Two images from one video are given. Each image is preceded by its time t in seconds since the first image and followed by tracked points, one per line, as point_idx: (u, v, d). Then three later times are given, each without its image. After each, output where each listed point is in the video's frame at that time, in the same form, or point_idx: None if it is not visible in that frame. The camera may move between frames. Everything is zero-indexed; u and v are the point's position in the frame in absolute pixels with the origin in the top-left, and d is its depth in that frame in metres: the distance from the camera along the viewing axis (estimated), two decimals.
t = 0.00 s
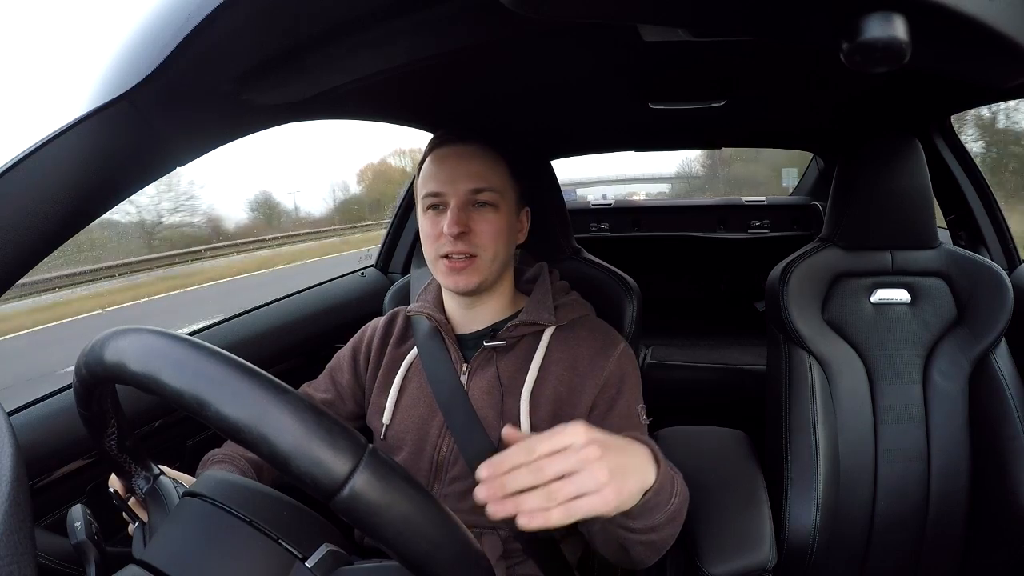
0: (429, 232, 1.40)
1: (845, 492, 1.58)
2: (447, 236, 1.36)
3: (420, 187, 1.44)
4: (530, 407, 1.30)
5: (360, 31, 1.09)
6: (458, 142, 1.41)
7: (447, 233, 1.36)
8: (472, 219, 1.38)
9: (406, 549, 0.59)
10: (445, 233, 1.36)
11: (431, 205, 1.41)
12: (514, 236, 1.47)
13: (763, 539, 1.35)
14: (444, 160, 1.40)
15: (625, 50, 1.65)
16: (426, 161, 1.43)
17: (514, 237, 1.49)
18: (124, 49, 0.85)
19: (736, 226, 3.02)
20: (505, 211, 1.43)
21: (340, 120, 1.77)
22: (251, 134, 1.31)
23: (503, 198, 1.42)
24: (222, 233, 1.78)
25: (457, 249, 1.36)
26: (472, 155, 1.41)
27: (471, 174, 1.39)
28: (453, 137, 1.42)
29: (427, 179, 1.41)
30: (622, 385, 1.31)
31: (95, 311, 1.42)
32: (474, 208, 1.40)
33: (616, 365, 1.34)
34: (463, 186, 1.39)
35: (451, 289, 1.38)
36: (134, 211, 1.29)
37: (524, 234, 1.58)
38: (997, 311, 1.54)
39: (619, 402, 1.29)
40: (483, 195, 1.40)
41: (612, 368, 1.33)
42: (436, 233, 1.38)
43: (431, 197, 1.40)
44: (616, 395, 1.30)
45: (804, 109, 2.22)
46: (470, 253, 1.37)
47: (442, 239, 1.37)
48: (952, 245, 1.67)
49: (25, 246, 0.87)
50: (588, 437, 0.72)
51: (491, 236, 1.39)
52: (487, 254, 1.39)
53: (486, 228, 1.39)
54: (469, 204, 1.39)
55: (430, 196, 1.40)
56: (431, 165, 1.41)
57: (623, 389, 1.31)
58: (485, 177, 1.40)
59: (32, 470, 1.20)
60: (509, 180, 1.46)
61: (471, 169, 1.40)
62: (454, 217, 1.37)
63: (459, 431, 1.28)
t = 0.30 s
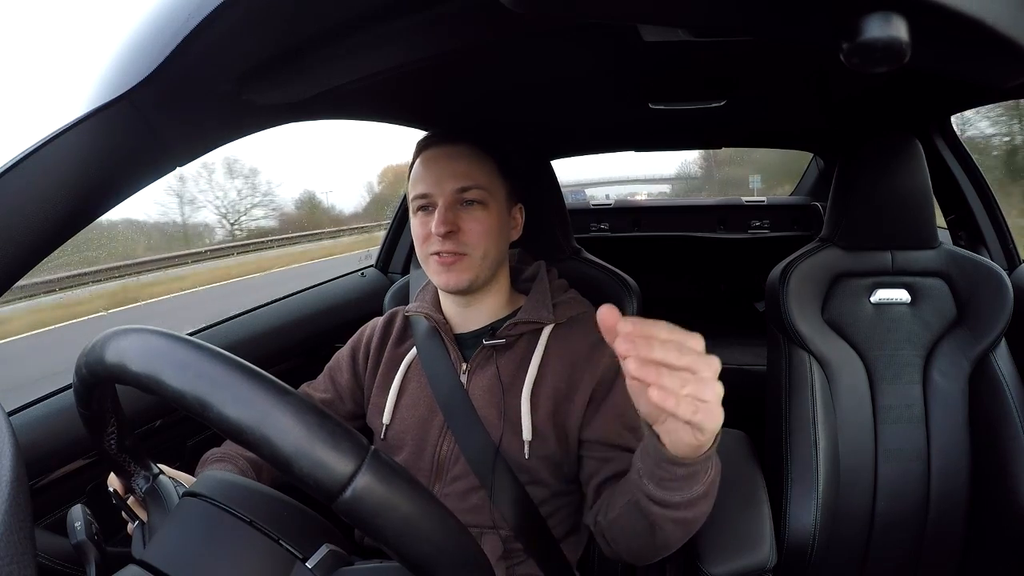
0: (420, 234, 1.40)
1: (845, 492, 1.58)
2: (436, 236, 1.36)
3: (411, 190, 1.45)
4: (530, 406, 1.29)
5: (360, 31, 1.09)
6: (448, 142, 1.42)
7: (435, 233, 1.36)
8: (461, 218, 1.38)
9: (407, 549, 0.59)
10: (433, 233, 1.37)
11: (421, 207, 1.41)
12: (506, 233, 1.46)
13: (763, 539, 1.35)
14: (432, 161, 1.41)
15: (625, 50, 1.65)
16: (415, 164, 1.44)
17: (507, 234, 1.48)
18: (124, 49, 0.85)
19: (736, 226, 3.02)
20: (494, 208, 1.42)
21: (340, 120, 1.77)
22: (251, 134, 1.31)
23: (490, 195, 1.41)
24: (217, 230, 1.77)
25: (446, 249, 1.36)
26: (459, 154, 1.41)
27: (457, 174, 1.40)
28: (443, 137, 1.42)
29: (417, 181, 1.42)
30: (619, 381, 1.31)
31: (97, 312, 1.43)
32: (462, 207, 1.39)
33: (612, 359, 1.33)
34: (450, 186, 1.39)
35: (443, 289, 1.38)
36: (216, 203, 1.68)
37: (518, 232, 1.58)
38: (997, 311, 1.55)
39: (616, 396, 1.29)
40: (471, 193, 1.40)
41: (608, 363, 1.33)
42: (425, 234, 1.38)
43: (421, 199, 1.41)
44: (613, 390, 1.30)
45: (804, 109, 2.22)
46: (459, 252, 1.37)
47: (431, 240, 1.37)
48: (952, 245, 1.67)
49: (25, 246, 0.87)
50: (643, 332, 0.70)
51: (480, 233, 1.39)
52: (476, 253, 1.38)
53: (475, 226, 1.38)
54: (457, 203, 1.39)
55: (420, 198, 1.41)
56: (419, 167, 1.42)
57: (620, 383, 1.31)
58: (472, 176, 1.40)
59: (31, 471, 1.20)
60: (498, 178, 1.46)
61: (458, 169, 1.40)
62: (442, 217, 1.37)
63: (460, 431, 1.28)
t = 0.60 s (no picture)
0: (421, 232, 1.40)
1: (845, 492, 1.58)
2: (437, 234, 1.36)
3: (413, 188, 1.44)
4: (529, 407, 1.29)
5: (359, 31, 1.09)
6: (450, 142, 1.42)
7: (436, 231, 1.36)
8: (462, 217, 1.38)
9: (407, 550, 0.59)
10: (435, 231, 1.36)
11: (422, 205, 1.41)
12: (507, 233, 1.46)
13: (763, 539, 1.35)
14: (435, 160, 1.41)
15: (624, 50, 1.65)
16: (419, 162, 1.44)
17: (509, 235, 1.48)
18: (123, 48, 0.85)
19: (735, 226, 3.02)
20: (495, 208, 1.42)
21: (341, 120, 1.77)
22: (251, 134, 1.31)
23: (492, 195, 1.41)
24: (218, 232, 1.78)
25: (447, 248, 1.36)
26: (462, 153, 1.41)
27: (460, 173, 1.39)
28: (447, 137, 1.42)
29: (419, 180, 1.42)
30: (616, 385, 1.31)
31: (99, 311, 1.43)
32: (464, 206, 1.39)
33: (610, 362, 1.33)
34: (452, 184, 1.39)
35: (443, 287, 1.37)
36: (283, 198, 1.97)
37: (519, 233, 1.58)
38: (997, 311, 1.55)
39: (613, 401, 1.29)
40: (472, 192, 1.40)
41: (605, 367, 1.33)
42: (427, 232, 1.38)
43: (422, 197, 1.41)
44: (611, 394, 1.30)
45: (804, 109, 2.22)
46: (460, 251, 1.36)
47: (432, 238, 1.37)
48: (952, 245, 1.67)
49: (25, 246, 0.87)
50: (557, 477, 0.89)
51: (480, 232, 1.38)
52: (477, 252, 1.38)
53: (476, 225, 1.38)
54: (458, 201, 1.39)
55: (422, 196, 1.41)
56: (422, 165, 1.42)
57: (617, 386, 1.31)
58: (473, 175, 1.40)
59: (32, 470, 1.20)
60: (501, 179, 1.46)
61: (461, 168, 1.40)
62: (444, 215, 1.37)
63: (459, 431, 1.28)
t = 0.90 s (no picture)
0: (430, 233, 1.39)
1: (845, 492, 1.58)
2: (451, 236, 1.36)
3: (418, 187, 1.43)
4: (526, 407, 1.29)
5: (360, 31, 1.09)
6: (458, 142, 1.42)
7: (451, 233, 1.36)
8: (474, 219, 1.39)
9: (405, 549, 0.59)
10: (449, 232, 1.36)
11: (430, 205, 1.40)
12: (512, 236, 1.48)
13: (763, 539, 1.35)
14: (443, 160, 1.40)
15: (624, 50, 1.65)
16: (425, 162, 1.42)
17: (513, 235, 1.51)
18: (124, 48, 0.85)
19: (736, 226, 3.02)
20: (505, 212, 1.43)
21: (341, 120, 1.77)
22: (251, 134, 1.31)
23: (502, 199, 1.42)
24: (218, 234, 1.78)
25: (461, 249, 1.36)
26: (475, 155, 1.41)
27: (471, 174, 1.40)
28: (458, 137, 1.42)
29: (427, 178, 1.41)
30: (610, 385, 1.30)
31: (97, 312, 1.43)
32: (475, 208, 1.40)
33: (605, 362, 1.32)
34: (464, 186, 1.39)
35: (453, 288, 1.38)
36: (337, 198, 2.14)
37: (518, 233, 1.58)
38: (997, 311, 1.55)
39: (605, 401, 1.28)
40: (484, 195, 1.41)
41: (600, 367, 1.32)
42: (438, 233, 1.38)
43: (431, 198, 1.40)
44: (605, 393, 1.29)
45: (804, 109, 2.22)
46: (472, 253, 1.37)
47: (446, 239, 1.37)
48: (952, 245, 1.67)
49: (25, 246, 0.87)
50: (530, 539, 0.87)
51: (492, 236, 1.40)
52: (489, 253, 1.39)
53: (488, 227, 1.39)
54: (471, 203, 1.39)
55: (430, 195, 1.40)
56: (430, 165, 1.41)
57: (611, 386, 1.30)
58: (485, 178, 1.41)
59: (32, 470, 1.20)
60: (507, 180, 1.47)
61: (471, 169, 1.40)
62: (458, 217, 1.37)
63: (457, 431, 1.28)
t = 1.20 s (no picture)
0: (422, 234, 1.39)
1: (845, 491, 1.58)
2: (438, 236, 1.35)
3: (413, 188, 1.44)
4: (525, 407, 1.29)
5: (359, 30, 1.09)
6: (452, 143, 1.42)
7: (438, 233, 1.35)
8: (464, 220, 1.38)
9: (402, 547, 0.59)
10: (437, 233, 1.36)
11: (422, 206, 1.41)
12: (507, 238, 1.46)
13: (763, 538, 1.35)
14: (435, 161, 1.41)
15: (624, 50, 1.65)
16: (420, 162, 1.43)
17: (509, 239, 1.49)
18: (124, 48, 0.85)
19: (736, 226, 3.02)
20: (498, 213, 1.42)
21: (341, 119, 1.77)
22: (251, 134, 1.31)
23: (495, 200, 1.41)
24: (219, 232, 1.77)
25: (448, 250, 1.36)
26: (467, 156, 1.41)
27: (462, 175, 1.39)
28: (452, 138, 1.42)
29: (420, 180, 1.41)
30: (609, 387, 1.30)
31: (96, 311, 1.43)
32: (466, 209, 1.39)
33: (606, 365, 1.33)
34: (455, 187, 1.39)
35: (442, 289, 1.37)
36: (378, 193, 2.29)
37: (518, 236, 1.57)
38: (997, 311, 1.55)
39: (603, 403, 1.28)
40: (475, 196, 1.40)
41: (600, 371, 1.32)
42: (428, 234, 1.37)
43: (422, 198, 1.40)
44: (602, 394, 1.29)
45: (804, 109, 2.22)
46: (461, 254, 1.36)
47: (434, 240, 1.36)
48: (952, 245, 1.67)
49: (24, 246, 0.87)
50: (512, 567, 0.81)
51: (482, 236, 1.38)
52: (478, 255, 1.38)
53: (477, 228, 1.38)
54: (461, 204, 1.39)
55: (423, 196, 1.40)
56: (423, 166, 1.42)
57: (610, 389, 1.30)
58: (476, 178, 1.40)
59: (32, 470, 1.20)
60: (502, 182, 1.46)
61: (463, 170, 1.39)
62: (446, 218, 1.36)
63: (456, 433, 1.28)
